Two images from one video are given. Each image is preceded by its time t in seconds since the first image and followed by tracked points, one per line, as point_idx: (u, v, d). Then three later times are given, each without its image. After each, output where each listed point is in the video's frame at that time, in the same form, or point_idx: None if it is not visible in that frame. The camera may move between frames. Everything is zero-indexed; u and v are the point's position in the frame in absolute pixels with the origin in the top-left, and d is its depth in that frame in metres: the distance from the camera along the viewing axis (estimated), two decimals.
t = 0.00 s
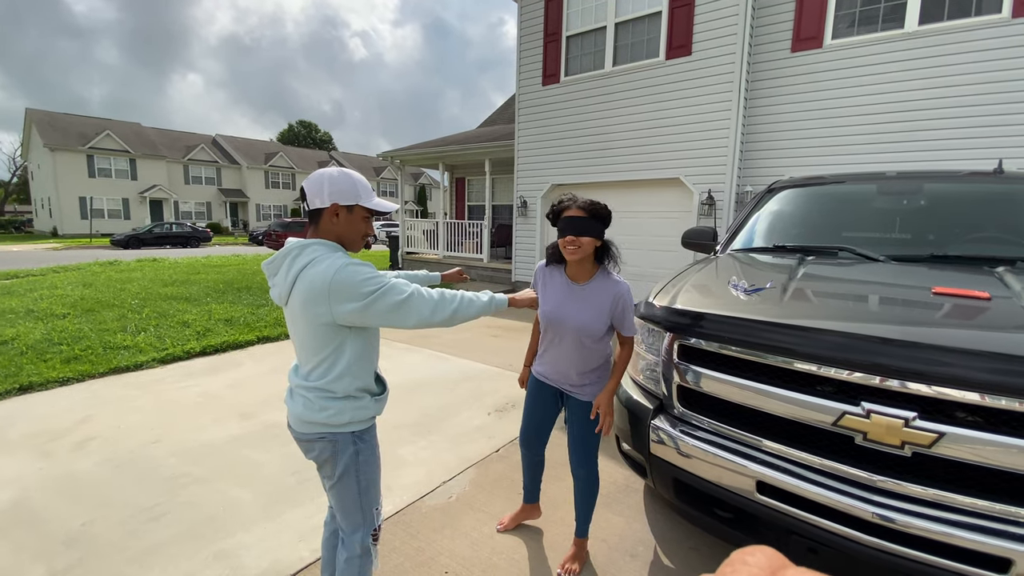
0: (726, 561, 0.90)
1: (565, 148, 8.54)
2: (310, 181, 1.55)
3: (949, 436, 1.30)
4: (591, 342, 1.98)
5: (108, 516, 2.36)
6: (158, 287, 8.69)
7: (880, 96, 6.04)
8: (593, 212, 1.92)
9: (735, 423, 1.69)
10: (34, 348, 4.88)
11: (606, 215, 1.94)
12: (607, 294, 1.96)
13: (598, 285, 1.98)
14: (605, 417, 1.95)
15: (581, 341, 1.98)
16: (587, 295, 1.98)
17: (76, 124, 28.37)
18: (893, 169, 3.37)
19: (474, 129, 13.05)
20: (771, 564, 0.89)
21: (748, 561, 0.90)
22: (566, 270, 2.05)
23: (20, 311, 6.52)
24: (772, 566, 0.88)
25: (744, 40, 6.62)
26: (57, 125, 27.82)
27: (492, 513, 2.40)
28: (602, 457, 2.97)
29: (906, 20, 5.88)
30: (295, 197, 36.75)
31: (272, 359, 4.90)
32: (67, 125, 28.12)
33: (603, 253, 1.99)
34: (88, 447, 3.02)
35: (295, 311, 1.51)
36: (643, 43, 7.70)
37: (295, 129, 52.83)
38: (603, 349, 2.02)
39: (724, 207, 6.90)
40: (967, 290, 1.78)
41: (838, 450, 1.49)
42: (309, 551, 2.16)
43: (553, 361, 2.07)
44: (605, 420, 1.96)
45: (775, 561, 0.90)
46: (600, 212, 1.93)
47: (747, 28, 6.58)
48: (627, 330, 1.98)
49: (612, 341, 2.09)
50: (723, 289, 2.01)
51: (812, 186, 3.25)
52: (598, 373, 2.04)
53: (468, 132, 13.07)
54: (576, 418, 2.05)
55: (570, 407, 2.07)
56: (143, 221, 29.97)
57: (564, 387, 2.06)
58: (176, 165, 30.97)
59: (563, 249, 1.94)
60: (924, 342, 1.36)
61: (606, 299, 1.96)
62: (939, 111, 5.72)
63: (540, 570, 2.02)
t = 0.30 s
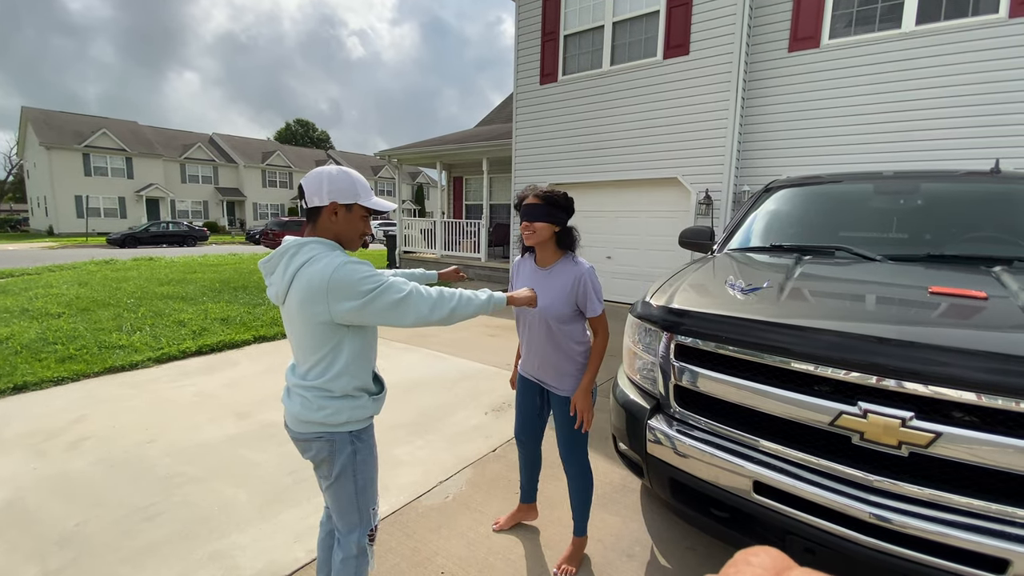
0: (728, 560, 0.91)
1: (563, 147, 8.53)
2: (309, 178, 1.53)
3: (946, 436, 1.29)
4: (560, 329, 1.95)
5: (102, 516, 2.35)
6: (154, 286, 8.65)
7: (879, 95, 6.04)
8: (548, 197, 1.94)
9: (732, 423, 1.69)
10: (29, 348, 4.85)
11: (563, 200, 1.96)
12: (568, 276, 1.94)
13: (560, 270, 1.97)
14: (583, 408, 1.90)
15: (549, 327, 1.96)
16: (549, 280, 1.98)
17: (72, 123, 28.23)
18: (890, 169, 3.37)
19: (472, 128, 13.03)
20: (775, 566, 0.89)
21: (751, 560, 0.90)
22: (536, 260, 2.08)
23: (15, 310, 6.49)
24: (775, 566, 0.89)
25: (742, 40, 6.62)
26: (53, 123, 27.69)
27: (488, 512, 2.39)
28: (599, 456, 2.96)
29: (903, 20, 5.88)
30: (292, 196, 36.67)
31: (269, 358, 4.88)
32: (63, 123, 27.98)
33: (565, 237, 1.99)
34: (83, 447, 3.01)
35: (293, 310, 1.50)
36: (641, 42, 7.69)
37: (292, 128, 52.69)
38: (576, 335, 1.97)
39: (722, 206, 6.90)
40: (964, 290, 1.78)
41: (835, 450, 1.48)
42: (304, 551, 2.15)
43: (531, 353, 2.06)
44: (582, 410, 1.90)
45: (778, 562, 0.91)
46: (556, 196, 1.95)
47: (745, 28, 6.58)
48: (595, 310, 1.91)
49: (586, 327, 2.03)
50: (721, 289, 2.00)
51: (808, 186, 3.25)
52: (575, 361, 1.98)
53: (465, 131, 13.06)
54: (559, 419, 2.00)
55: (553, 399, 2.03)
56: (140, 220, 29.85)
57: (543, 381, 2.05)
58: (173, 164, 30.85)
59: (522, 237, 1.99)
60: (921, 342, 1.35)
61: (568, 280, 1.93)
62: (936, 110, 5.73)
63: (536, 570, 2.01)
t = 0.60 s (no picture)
0: (727, 561, 0.90)
1: (562, 147, 8.53)
2: (313, 177, 1.52)
3: (949, 435, 1.29)
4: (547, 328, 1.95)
5: (101, 517, 2.34)
6: (153, 285, 8.64)
7: (879, 94, 6.03)
8: (522, 202, 1.94)
9: (733, 422, 1.68)
10: (28, 347, 4.84)
11: (537, 201, 1.95)
12: (550, 277, 1.93)
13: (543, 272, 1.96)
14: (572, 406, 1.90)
15: (535, 327, 1.96)
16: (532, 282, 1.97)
17: (70, 123, 28.16)
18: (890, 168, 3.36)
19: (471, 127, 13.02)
20: (774, 565, 0.88)
21: (750, 560, 0.90)
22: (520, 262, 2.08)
23: (14, 310, 6.48)
24: (773, 567, 0.88)
25: (741, 38, 6.61)
26: (51, 123, 27.63)
27: (488, 512, 2.39)
28: (599, 456, 2.96)
29: (903, 18, 5.88)
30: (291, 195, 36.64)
31: (268, 358, 4.87)
32: (62, 123, 27.92)
33: (545, 238, 1.98)
34: (82, 447, 3.00)
35: (296, 309, 1.49)
36: (640, 40, 7.69)
37: (291, 127, 52.62)
38: (564, 333, 1.97)
39: (721, 206, 6.90)
40: (966, 288, 1.78)
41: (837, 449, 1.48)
42: (304, 552, 2.14)
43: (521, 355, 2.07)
44: (573, 410, 1.90)
45: (777, 561, 0.90)
46: (529, 200, 1.95)
47: (744, 27, 6.58)
48: (580, 308, 1.90)
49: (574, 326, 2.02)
50: (722, 287, 2.00)
51: (809, 184, 3.24)
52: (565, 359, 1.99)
53: (465, 130, 13.05)
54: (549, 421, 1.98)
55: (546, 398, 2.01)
56: (139, 220, 29.81)
57: (536, 381, 2.05)
58: (171, 164, 30.81)
59: (502, 244, 1.99)
60: (923, 341, 1.35)
61: (550, 280, 1.93)
62: (936, 109, 5.73)
63: (536, 570, 2.00)
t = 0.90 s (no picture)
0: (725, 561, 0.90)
1: (564, 145, 8.51)
2: (320, 175, 1.52)
3: (954, 435, 1.28)
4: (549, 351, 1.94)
5: (105, 515, 2.34)
6: (156, 284, 8.66)
7: (883, 91, 6.00)
8: (508, 238, 1.93)
9: (736, 421, 1.68)
10: (32, 346, 4.85)
11: (522, 235, 1.93)
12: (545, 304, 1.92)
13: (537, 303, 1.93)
14: (569, 423, 1.88)
15: (537, 353, 1.97)
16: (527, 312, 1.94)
17: (73, 122, 28.22)
18: (894, 166, 3.35)
19: (474, 126, 13.01)
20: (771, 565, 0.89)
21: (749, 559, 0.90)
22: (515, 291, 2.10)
23: (17, 308, 6.50)
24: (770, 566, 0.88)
25: (744, 36, 6.59)
26: (54, 122, 27.68)
27: (491, 511, 2.39)
28: (601, 455, 2.96)
29: (907, 16, 5.85)
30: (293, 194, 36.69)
31: (271, 357, 4.88)
32: (65, 122, 27.98)
33: (535, 270, 1.98)
34: (85, 445, 3.01)
35: (303, 307, 1.49)
36: (642, 38, 7.67)
37: (293, 126, 52.66)
38: (566, 354, 1.96)
39: (725, 204, 6.87)
40: (971, 287, 1.77)
41: (841, 449, 1.47)
42: (307, 550, 2.14)
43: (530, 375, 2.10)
44: (569, 426, 1.88)
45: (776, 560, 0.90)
46: (513, 234, 1.93)
47: (748, 24, 6.55)
48: (578, 332, 1.89)
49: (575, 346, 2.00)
50: (725, 286, 1.99)
51: (812, 182, 3.23)
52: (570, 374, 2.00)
53: (466, 129, 13.03)
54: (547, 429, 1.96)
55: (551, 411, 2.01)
56: (141, 218, 29.88)
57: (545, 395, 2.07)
58: (174, 163, 30.86)
59: (494, 280, 2.03)
60: (928, 340, 1.34)
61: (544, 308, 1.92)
62: (940, 107, 5.70)
63: (539, 569, 2.00)
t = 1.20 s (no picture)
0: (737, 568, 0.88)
1: (569, 144, 8.49)
2: (327, 175, 1.52)
3: (962, 440, 1.26)
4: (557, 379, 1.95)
5: (109, 512, 2.36)
6: (162, 282, 8.71)
7: (891, 90, 5.95)
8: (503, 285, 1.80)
9: (741, 424, 1.66)
10: (39, 343, 4.88)
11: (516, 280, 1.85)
12: (550, 343, 1.90)
13: (542, 341, 1.91)
14: (561, 439, 1.86)
15: (545, 384, 1.99)
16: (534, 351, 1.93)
17: (81, 120, 28.40)
18: (902, 166, 3.31)
19: (478, 124, 13.00)
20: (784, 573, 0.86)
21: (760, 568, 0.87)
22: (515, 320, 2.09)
23: (25, 305, 6.56)
24: None
25: (751, 35, 6.55)
26: (62, 120, 27.87)
27: (493, 511, 2.38)
28: (604, 456, 2.95)
29: (916, 14, 5.79)
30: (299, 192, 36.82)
31: (276, 355, 4.90)
32: (73, 120, 28.17)
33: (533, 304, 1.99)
34: (91, 442, 3.03)
35: (308, 306, 1.49)
36: (648, 37, 7.63)
37: (299, 125, 52.84)
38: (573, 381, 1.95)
39: (730, 204, 6.84)
40: (980, 289, 1.74)
41: (847, 452, 1.45)
42: (309, 549, 2.15)
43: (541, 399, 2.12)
44: (560, 441, 1.86)
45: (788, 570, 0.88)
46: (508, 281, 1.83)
47: (754, 22, 6.51)
48: (582, 365, 1.87)
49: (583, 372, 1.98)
50: (730, 287, 1.97)
51: (819, 182, 3.20)
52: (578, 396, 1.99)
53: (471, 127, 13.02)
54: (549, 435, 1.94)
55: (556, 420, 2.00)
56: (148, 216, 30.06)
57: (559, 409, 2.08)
58: (181, 161, 31.02)
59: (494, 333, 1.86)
60: (936, 343, 1.32)
61: (547, 347, 1.91)
62: (948, 106, 5.65)
63: (540, 570, 1.99)
